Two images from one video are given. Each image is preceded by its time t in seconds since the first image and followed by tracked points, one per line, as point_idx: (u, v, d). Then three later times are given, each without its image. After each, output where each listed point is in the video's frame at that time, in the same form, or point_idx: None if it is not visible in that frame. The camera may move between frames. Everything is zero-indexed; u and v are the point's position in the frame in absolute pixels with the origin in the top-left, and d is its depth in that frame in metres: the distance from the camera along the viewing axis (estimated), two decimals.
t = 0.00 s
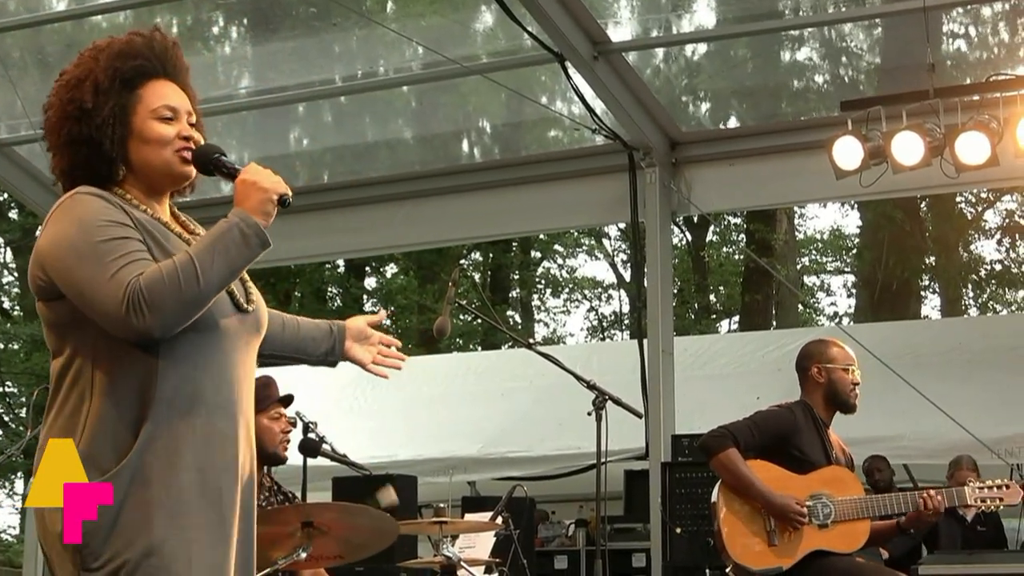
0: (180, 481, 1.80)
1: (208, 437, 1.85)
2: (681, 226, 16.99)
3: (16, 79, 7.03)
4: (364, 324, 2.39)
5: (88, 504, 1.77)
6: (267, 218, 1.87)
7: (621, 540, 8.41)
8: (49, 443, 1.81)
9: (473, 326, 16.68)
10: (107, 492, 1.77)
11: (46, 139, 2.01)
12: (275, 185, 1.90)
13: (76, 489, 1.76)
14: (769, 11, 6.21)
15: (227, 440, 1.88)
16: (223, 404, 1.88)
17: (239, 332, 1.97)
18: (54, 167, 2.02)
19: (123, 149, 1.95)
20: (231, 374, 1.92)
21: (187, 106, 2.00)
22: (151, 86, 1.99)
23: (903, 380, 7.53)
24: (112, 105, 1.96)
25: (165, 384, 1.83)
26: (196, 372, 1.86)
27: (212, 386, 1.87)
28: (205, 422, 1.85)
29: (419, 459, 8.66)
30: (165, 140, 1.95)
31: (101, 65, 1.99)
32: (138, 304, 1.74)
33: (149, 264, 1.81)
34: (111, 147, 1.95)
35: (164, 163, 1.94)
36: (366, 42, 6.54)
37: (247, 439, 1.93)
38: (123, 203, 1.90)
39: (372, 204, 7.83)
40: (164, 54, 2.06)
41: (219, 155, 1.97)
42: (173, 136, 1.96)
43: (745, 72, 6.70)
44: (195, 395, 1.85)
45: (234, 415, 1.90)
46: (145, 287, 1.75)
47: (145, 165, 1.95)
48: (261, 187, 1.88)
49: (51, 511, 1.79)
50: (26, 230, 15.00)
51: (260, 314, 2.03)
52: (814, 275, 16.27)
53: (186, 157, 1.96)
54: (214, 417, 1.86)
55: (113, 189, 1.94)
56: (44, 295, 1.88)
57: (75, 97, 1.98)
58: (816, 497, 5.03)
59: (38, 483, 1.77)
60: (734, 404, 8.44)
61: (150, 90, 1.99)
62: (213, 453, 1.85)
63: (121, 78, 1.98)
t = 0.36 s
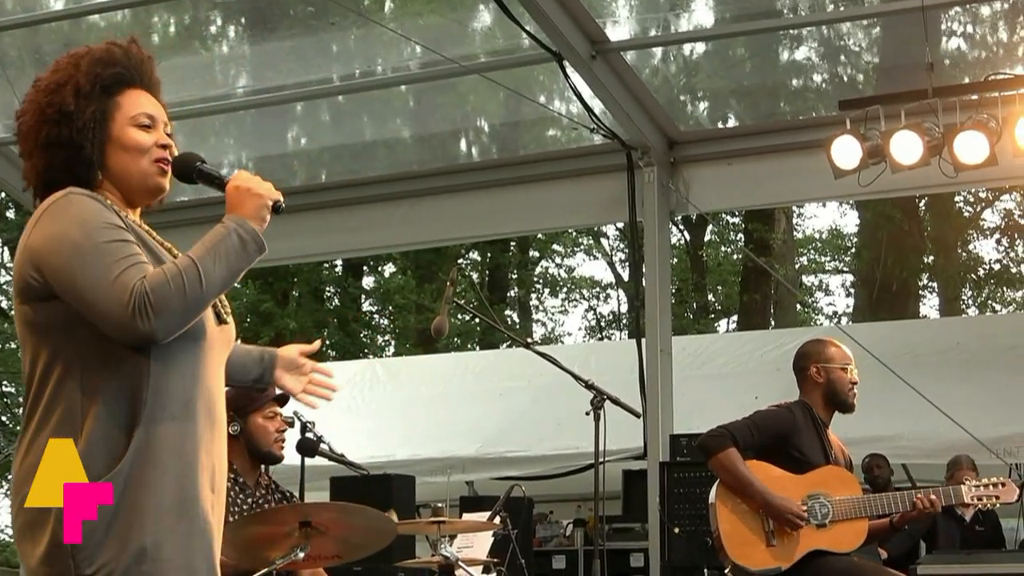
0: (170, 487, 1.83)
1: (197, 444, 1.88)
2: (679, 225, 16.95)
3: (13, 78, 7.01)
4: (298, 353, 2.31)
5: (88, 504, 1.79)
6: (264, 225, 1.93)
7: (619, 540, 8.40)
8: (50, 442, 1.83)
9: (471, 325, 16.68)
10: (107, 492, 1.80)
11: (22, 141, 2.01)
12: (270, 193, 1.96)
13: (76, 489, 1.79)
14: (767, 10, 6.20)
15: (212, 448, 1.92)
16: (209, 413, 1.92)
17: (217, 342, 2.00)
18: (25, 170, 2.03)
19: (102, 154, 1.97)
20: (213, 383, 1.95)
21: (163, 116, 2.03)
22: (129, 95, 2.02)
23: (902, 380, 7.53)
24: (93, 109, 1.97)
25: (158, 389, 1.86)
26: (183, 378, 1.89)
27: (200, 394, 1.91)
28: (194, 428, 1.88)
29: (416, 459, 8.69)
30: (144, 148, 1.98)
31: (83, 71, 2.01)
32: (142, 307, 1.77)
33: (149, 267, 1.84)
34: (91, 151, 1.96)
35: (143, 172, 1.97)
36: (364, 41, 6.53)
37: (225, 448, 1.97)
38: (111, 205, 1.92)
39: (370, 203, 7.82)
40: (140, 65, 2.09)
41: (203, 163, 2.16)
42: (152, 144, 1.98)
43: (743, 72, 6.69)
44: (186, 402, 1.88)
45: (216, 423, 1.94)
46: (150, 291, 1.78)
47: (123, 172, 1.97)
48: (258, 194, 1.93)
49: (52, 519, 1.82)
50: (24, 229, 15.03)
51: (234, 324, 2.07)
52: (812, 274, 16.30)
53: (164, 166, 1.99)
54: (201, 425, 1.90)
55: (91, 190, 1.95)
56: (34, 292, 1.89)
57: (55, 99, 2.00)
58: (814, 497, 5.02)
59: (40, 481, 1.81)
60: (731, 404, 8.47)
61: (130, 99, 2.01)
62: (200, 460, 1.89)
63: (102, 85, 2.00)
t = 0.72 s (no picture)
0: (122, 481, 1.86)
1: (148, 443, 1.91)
2: (682, 225, 16.90)
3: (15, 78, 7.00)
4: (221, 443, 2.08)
5: (88, 504, 1.81)
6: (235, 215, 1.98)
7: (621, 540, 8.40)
8: (50, 442, 1.81)
9: (473, 326, 16.69)
10: (108, 492, 1.83)
11: None
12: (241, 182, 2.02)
13: (76, 489, 1.79)
14: (771, 10, 6.19)
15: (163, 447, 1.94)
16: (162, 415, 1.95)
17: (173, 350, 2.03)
18: None
19: (67, 151, 1.97)
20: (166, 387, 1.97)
21: (124, 111, 2.03)
22: (90, 92, 2.02)
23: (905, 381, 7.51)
24: (57, 107, 1.97)
25: (110, 386, 1.87)
26: (139, 378, 1.91)
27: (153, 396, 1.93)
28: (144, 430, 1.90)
29: (417, 458, 8.75)
30: (109, 144, 1.98)
31: (43, 68, 2.00)
32: (118, 290, 1.80)
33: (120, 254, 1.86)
34: (56, 149, 1.96)
35: (109, 166, 1.97)
36: (366, 41, 6.53)
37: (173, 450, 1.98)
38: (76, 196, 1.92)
39: (371, 203, 7.83)
40: (98, 59, 2.08)
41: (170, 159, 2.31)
42: (116, 140, 1.99)
43: (745, 72, 6.68)
44: (142, 401, 1.90)
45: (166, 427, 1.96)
46: (126, 275, 1.81)
47: (89, 167, 1.97)
48: (229, 183, 1.98)
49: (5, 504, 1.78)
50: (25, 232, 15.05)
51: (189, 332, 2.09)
52: (814, 275, 16.22)
53: (130, 161, 1.99)
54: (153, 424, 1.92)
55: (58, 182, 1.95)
56: None
57: (15, 97, 1.98)
58: (816, 497, 5.03)
59: (38, 479, 1.78)
60: (735, 404, 8.41)
61: (92, 95, 2.01)
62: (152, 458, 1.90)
63: (63, 82, 1.99)
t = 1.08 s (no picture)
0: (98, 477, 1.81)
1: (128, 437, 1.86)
2: (689, 224, 16.87)
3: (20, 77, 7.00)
4: (212, 445, 2.04)
5: (88, 504, 1.80)
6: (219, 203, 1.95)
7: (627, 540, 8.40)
8: (50, 443, 1.79)
9: (479, 326, 16.71)
10: (108, 493, 1.82)
11: None
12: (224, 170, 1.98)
13: (76, 489, 1.78)
14: (777, 9, 6.18)
15: (151, 441, 1.91)
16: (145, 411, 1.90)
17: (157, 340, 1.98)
18: None
19: (52, 149, 1.94)
20: (148, 381, 1.92)
21: (108, 104, 2.01)
22: (72, 87, 1.99)
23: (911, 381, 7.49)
24: (39, 105, 1.94)
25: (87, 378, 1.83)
26: (118, 373, 1.86)
27: (134, 387, 1.88)
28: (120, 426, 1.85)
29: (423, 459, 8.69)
30: (95, 139, 1.95)
31: (23, 65, 1.97)
32: (98, 277, 1.77)
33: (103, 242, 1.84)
34: (40, 147, 1.93)
35: (95, 163, 1.95)
36: (372, 41, 6.53)
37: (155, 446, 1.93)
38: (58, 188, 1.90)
39: (377, 203, 7.83)
40: (78, 53, 2.06)
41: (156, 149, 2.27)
42: (102, 136, 1.96)
43: (751, 72, 6.67)
44: (123, 397, 1.86)
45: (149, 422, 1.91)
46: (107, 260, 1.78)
47: (76, 164, 1.94)
48: (213, 173, 1.94)
49: None
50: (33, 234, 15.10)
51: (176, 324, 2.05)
52: (820, 274, 16.31)
53: (116, 156, 1.97)
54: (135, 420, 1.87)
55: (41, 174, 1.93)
56: None
57: None
58: (823, 497, 5.02)
59: (38, 479, 1.77)
60: (741, 404, 8.40)
61: (73, 90, 1.98)
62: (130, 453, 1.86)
63: (44, 78, 1.96)
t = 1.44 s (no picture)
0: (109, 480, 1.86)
1: (139, 442, 1.90)
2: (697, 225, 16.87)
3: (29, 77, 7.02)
4: (233, 430, 2.12)
5: (88, 504, 1.83)
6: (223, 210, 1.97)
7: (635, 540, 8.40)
8: (50, 441, 1.84)
9: (488, 325, 16.70)
10: (108, 492, 1.85)
11: None
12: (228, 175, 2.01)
13: (75, 489, 1.82)
14: (785, 9, 6.17)
15: (160, 444, 1.95)
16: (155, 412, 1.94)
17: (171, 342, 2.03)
18: None
19: (62, 157, 1.98)
20: (156, 386, 1.96)
21: (119, 110, 2.05)
22: (82, 93, 2.03)
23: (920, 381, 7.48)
24: (47, 113, 1.98)
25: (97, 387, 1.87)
26: (125, 378, 1.90)
27: (144, 391, 1.93)
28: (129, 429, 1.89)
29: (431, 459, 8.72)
30: (105, 145, 1.99)
31: (34, 74, 2.01)
32: (102, 293, 1.81)
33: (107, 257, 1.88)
34: (49, 154, 1.97)
35: (106, 167, 1.98)
36: (380, 41, 6.54)
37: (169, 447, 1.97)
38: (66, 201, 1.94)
39: (386, 203, 7.84)
40: (90, 60, 2.09)
41: (167, 154, 2.12)
42: (112, 141, 2.00)
43: (760, 72, 6.66)
44: (132, 403, 1.90)
45: (163, 424, 1.95)
46: (110, 276, 1.81)
47: (86, 170, 1.98)
48: (217, 180, 1.97)
49: None
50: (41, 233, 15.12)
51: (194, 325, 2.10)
52: (829, 274, 16.25)
53: (127, 160, 2.01)
54: (145, 424, 1.92)
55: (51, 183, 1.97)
56: None
57: (7, 105, 2.00)
58: (832, 497, 5.02)
59: (37, 479, 1.82)
60: (750, 404, 8.39)
61: (82, 97, 2.02)
62: (141, 457, 1.90)
63: (54, 86, 2.00)
